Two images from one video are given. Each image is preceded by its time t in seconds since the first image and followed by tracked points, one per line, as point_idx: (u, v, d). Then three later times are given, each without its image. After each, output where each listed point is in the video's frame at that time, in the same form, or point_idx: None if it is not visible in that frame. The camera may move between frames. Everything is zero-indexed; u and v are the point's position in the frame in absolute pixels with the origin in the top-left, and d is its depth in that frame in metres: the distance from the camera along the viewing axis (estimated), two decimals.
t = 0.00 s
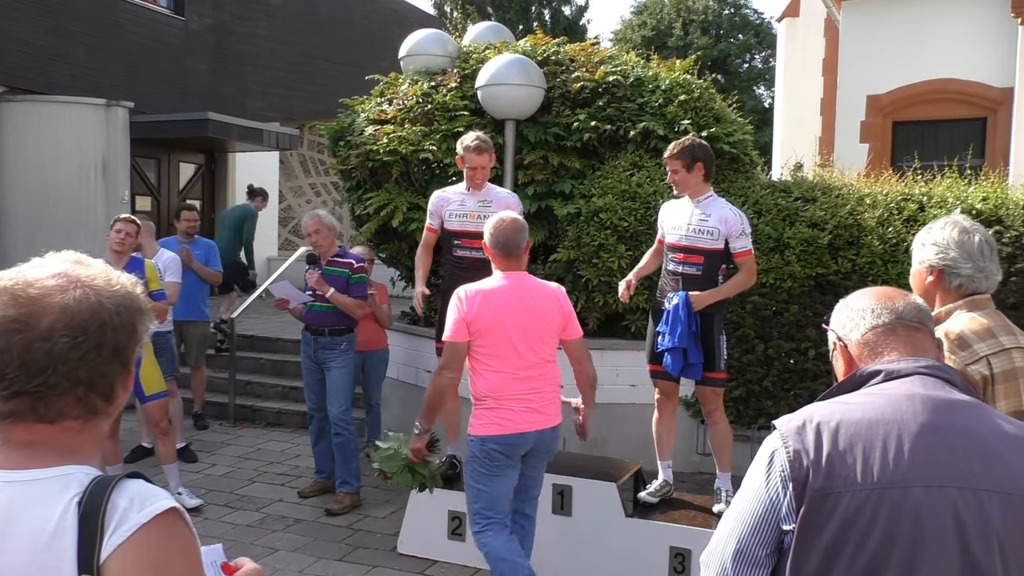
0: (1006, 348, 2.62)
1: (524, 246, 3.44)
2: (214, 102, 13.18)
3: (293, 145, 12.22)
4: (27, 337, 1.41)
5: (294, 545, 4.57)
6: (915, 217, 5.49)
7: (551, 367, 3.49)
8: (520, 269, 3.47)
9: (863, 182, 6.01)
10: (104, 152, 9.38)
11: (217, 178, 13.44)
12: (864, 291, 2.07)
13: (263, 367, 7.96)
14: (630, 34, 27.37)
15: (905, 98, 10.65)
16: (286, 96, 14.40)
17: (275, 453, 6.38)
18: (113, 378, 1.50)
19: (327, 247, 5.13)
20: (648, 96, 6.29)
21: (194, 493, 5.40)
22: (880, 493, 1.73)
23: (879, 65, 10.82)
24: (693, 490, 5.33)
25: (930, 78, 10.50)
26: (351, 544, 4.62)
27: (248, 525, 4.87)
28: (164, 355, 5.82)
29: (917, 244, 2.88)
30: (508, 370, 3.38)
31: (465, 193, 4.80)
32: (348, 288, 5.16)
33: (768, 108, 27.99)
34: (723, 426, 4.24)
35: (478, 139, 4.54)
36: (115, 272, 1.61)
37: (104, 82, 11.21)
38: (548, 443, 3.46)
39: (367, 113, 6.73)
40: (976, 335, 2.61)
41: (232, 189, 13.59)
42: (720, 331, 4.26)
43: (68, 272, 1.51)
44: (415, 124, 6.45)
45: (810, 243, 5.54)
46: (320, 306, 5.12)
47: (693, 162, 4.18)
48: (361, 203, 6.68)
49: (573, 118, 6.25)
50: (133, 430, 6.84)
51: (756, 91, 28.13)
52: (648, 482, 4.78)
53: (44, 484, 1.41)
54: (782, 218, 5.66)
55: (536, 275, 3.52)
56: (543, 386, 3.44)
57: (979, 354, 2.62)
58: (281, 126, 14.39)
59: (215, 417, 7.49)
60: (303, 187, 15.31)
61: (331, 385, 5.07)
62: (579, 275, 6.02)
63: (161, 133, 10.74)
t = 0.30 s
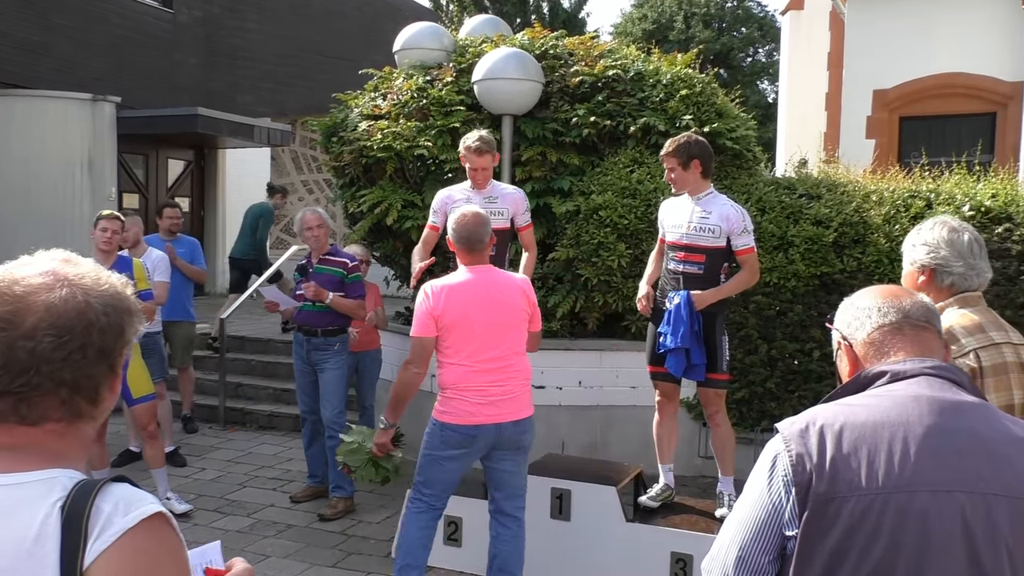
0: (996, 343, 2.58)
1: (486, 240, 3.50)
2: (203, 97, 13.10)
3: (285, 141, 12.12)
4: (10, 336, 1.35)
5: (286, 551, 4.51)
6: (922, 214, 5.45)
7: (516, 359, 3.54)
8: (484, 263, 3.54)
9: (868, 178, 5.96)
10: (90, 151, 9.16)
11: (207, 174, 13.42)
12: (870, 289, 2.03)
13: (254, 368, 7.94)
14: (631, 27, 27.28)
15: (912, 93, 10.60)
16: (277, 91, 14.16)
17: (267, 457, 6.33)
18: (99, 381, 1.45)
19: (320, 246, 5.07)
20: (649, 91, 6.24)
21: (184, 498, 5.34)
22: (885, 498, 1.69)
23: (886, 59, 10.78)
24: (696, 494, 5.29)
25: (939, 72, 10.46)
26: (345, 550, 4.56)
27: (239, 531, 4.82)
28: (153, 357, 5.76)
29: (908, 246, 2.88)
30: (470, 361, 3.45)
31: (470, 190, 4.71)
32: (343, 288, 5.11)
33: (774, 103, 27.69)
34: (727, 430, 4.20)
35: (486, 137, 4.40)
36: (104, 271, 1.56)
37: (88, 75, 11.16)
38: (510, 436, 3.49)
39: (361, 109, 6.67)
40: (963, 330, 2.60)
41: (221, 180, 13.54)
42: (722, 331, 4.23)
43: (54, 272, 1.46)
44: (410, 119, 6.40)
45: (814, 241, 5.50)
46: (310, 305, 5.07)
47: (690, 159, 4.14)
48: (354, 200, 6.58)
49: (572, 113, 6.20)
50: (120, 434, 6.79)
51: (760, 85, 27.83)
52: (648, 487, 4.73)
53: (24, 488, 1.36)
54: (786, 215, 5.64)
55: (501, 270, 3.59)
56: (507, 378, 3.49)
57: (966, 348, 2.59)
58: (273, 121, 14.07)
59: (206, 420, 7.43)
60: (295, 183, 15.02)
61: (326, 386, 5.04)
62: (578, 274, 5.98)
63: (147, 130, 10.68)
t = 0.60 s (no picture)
0: (985, 340, 2.60)
1: (417, 241, 3.52)
2: (198, 94, 13.18)
3: (277, 137, 12.08)
4: None
5: (281, 558, 4.46)
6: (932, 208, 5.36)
7: (450, 360, 3.55)
8: (423, 262, 3.58)
9: (877, 174, 5.95)
10: (78, 146, 9.19)
11: (199, 172, 13.19)
12: (883, 282, 1.98)
13: (248, 370, 7.89)
14: (631, 19, 26.90)
15: (922, 85, 10.54)
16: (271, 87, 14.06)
17: (259, 461, 6.28)
18: (74, 377, 1.38)
19: (313, 245, 5.03)
20: (651, 84, 6.19)
21: (176, 505, 5.27)
22: (895, 502, 1.65)
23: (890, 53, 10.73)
24: (702, 498, 5.25)
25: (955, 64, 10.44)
26: (341, 556, 4.51)
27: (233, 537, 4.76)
28: (147, 359, 5.69)
29: (898, 244, 2.84)
30: (401, 361, 3.53)
31: (477, 188, 4.61)
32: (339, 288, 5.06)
33: (778, 97, 27.52)
34: (733, 433, 4.15)
35: (491, 132, 4.37)
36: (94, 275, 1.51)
37: (78, 72, 11.09)
38: (443, 437, 3.53)
39: (356, 103, 6.59)
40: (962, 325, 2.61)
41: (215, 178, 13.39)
42: (727, 330, 4.19)
43: (40, 271, 1.42)
44: (406, 114, 6.33)
45: (822, 237, 5.46)
46: (304, 306, 5.01)
47: (693, 155, 4.09)
48: (349, 198, 6.55)
49: (572, 108, 6.17)
50: (111, 439, 6.74)
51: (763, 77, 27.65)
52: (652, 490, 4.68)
53: (8, 497, 1.31)
54: (791, 211, 5.62)
55: (439, 268, 3.59)
56: (438, 379, 3.51)
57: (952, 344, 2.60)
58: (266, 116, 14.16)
59: (197, 423, 7.38)
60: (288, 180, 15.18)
61: (320, 390, 5.00)
62: (579, 273, 5.93)
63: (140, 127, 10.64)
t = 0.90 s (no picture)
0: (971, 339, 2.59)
1: (372, 234, 3.51)
2: (186, 87, 12.81)
3: (270, 133, 11.82)
4: None
5: (277, 563, 4.41)
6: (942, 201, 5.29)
7: (409, 352, 3.50)
8: (382, 254, 3.58)
9: (884, 168, 5.94)
10: (66, 143, 9.10)
11: (190, 168, 13.16)
12: (897, 268, 1.90)
13: (242, 371, 7.85)
14: (632, 9, 26.43)
15: (932, 76, 10.51)
16: (265, 80, 13.76)
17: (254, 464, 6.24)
18: (39, 373, 1.39)
19: (309, 243, 4.96)
20: (653, 77, 6.14)
21: (168, 509, 5.23)
22: (904, 504, 1.61)
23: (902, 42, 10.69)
24: (706, 500, 5.22)
25: (962, 53, 10.41)
26: (338, 561, 4.46)
27: (227, 542, 4.72)
28: (141, 360, 5.64)
29: (886, 237, 2.84)
30: (362, 353, 3.56)
31: (474, 184, 4.56)
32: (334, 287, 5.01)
33: (785, 88, 27.22)
34: (738, 432, 4.12)
35: (481, 127, 4.32)
36: (87, 276, 1.53)
37: (68, 68, 11.06)
38: (404, 429, 3.52)
39: (351, 98, 6.57)
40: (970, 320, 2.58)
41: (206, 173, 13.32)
42: (733, 327, 4.15)
43: (26, 268, 1.47)
44: (403, 108, 6.30)
45: (829, 233, 5.41)
46: (301, 306, 4.96)
47: (696, 149, 4.05)
48: (345, 192, 6.56)
49: (572, 101, 6.11)
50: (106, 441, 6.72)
51: (769, 69, 27.33)
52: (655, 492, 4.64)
53: None
54: (798, 206, 5.57)
55: (399, 259, 3.57)
56: (395, 371, 3.49)
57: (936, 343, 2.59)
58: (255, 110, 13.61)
59: (189, 425, 7.32)
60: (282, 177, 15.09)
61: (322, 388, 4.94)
62: (580, 269, 5.90)
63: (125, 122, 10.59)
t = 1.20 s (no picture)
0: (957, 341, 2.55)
1: (350, 232, 3.50)
2: (174, 83, 12.74)
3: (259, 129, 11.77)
4: None
5: (268, 570, 4.37)
6: (948, 198, 5.26)
7: (390, 351, 3.46)
8: (359, 253, 3.55)
9: (889, 162, 5.89)
10: (49, 140, 9.12)
11: (177, 165, 13.15)
12: (901, 266, 1.85)
13: (230, 374, 7.77)
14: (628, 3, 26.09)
15: (938, 68, 9.99)
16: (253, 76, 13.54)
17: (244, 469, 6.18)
18: (16, 378, 1.38)
19: (298, 243, 4.94)
20: (652, 70, 6.11)
21: (156, 516, 5.17)
22: (907, 506, 1.57)
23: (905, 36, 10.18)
24: (706, 503, 5.18)
25: (965, 46, 9.92)
26: (330, 568, 4.42)
27: (216, 549, 4.67)
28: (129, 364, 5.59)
29: (871, 232, 2.92)
30: (343, 354, 3.52)
31: (453, 182, 4.52)
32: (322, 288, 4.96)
33: (785, 83, 26.94)
34: (740, 433, 4.07)
35: (453, 120, 4.25)
36: (71, 276, 1.50)
37: (49, 63, 11.05)
38: (388, 429, 3.47)
39: (342, 93, 6.53)
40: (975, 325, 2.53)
41: (194, 171, 13.29)
42: (734, 327, 4.11)
43: (9, 268, 1.46)
44: (395, 103, 6.25)
45: (832, 229, 5.40)
46: (291, 307, 4.92)
47: (695, 144, 4.01)
48: (336, 189, 6.52)
49: (569, 95, 6.08)
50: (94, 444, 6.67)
51: (770, 63, 26.97)
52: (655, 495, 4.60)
53: None
54: (800, 202, 5.53)
55: (377, 258, 3.53)
56: (377, 371, 3.44)
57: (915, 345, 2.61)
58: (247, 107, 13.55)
59: (179, 430, 7.27)
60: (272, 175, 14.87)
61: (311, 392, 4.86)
62: (577, 268, 5.86)
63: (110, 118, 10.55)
